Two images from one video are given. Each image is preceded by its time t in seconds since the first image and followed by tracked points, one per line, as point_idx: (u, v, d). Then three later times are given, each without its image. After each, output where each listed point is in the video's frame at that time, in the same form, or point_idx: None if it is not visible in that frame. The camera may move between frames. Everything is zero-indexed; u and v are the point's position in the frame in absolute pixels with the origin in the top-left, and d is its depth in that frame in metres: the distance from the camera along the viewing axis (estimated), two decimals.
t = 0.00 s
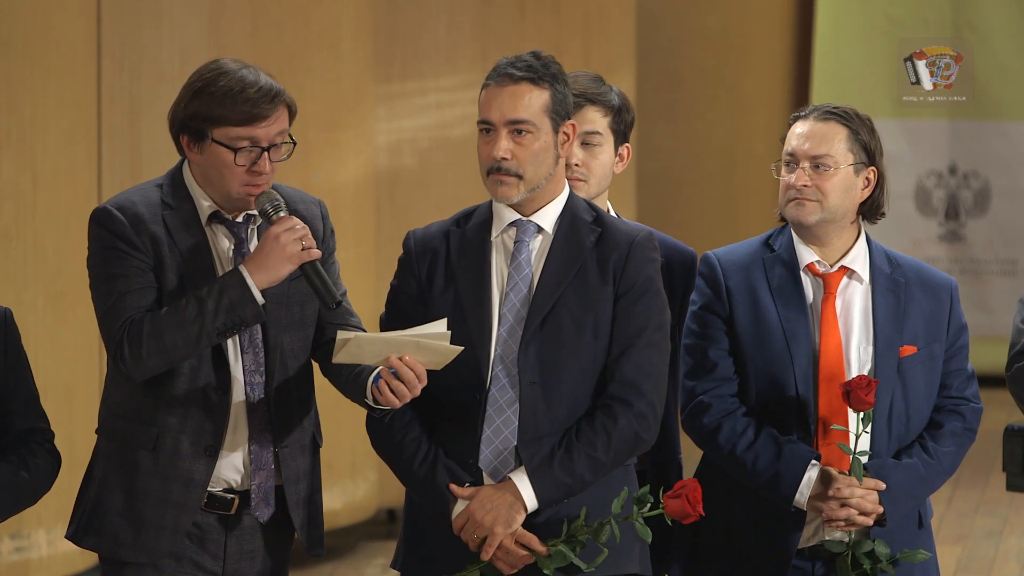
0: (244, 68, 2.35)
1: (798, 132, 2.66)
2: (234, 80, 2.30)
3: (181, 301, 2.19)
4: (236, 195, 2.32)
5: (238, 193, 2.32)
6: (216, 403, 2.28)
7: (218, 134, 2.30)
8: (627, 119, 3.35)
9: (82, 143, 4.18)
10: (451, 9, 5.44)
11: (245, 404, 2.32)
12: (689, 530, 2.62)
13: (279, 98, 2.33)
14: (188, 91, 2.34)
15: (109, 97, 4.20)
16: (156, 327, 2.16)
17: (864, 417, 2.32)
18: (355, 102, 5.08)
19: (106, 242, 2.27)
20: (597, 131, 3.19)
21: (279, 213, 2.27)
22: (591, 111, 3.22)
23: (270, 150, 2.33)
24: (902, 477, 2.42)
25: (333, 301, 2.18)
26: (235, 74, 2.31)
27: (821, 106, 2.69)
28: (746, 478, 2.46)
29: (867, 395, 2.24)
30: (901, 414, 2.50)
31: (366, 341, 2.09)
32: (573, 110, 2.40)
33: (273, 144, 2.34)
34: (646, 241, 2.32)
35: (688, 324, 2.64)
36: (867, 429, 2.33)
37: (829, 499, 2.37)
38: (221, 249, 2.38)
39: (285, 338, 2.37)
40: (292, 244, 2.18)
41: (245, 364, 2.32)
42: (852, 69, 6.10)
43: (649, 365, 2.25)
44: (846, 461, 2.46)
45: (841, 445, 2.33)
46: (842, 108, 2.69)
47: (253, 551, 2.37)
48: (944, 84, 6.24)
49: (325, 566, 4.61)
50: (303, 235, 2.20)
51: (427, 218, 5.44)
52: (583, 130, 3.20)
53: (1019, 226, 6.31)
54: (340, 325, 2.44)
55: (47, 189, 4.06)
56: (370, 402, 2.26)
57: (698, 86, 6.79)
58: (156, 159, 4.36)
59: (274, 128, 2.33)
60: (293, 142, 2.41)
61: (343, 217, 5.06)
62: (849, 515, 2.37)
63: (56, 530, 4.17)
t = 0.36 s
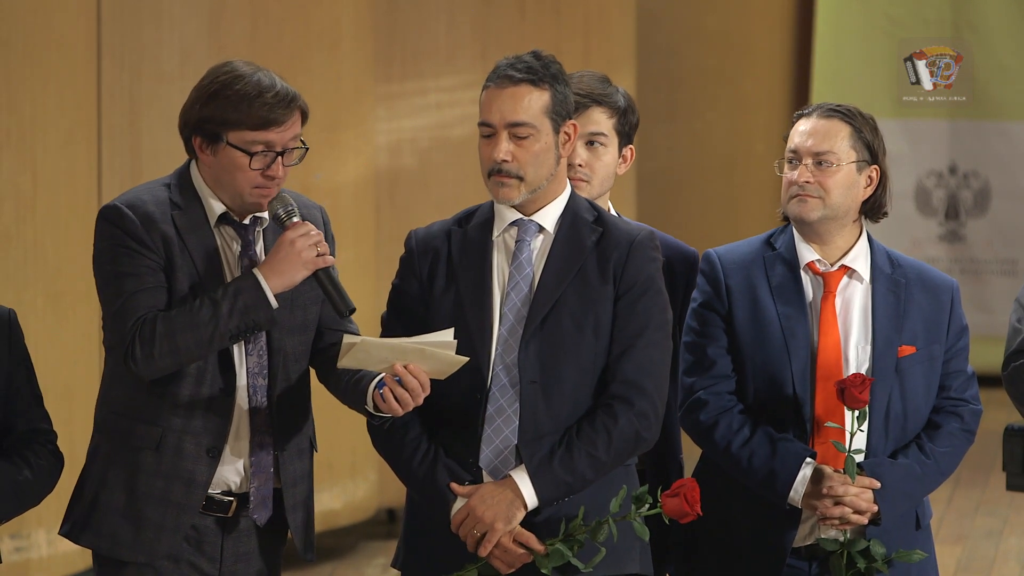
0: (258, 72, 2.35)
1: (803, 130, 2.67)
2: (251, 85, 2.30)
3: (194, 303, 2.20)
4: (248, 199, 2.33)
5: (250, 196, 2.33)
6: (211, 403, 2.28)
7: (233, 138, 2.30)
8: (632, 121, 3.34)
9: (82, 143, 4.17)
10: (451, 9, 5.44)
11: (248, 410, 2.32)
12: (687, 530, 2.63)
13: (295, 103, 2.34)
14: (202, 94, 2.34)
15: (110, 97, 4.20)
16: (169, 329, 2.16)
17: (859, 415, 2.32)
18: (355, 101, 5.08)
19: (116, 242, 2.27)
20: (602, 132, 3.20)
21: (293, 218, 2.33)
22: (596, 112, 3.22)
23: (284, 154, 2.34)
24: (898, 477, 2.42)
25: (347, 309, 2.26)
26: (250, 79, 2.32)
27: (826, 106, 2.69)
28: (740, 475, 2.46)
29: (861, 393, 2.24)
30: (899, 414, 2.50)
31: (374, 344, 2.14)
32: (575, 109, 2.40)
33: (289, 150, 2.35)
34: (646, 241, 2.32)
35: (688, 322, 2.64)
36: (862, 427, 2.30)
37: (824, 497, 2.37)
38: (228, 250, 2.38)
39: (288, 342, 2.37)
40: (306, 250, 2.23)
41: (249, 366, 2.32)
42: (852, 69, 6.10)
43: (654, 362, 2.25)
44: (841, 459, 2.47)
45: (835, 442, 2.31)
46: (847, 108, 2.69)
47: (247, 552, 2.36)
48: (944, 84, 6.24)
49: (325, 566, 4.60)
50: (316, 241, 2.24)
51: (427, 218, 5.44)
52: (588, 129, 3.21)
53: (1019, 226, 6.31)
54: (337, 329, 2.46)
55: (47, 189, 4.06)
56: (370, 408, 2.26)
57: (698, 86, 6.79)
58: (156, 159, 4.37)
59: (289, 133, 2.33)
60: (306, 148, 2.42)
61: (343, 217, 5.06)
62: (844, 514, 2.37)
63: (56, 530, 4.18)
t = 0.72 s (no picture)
0: (255, 70, 2.36)
1: (806, 129, 2.67)
2: (252, 84, 2.32)
3: (227, 310, 2.20)
4: (251, 197, 2.35)
5: (252, 193, 2.34)
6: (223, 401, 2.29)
7: (239, 137, 2.31)
8: (636, 122, 3.35)
9: (82, 144, 4.17)
10: (451, 9, 5.44)
11: (256, 418, 2.34)
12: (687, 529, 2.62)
13: (296, 101, 2.36)
14: (202, 93, 2.33)
15: (110, 97, 4.20)
16: (200, 333, 2.17)
17: (858, 411, 2.31)
18: (356, 101, 5.08)
19: (122, 244, 2.25)
20: (606, 133, 3.20)
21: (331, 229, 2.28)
22: (601, 113, 3.22)
23: (287, 151, 2.36)
24: (899, 476, 2.41)
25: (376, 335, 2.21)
26: (251, 77, 2.32)
27: (829, 105, 2.70)
28: (740, 473, 2.46)
29: (859, 389, 2.23)
30: (900, 413, 2.50)
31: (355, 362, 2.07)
32: (570, 111, 2.38)
33: (290, 144, 2.38)
34: (645, 238, 2.31)
35: (690, 321, 2.64)
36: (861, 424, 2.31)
37: (823, 495, 2.37)
38: (226, 249, 2.38)
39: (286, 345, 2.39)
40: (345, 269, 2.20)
41: (252, 366, 2.33)
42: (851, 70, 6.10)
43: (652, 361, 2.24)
44: (841, 457, 2.45)
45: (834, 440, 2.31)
46: (849, 107, 2.69)
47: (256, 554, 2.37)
48: (944, 84, 6.26)
49: (325, 566, 4.60)
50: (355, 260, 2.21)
51: (427, 218, 5.44)
52: (592, 130, 3.21)
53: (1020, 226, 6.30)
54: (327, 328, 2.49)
55: (47, 189, 4.06)
56: (358, 419, 2.31)
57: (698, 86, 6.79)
58: (156, 159, 4.36)
59: (289, 131, 2.35)
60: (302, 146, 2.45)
61: (343, 217, 5.06)
62: (843, 511, 2.37)
63: (56, 530, 4.17)
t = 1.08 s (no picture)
0: (258, 68, 2.36)
1: (814, 129, 2.67)
2: (257, 83, 2.32)
3: (273, 311, 2.20)
4: (253, 195, 2.35)
5: (255, 191, 2.35)
6: (240, 401, 2.29)
7: (244, 135, 2.32)
8: (633, 122, 3.35)
9: (83, 144, 4.15)
10: (451, 9, 5.45)
11: (257, 418, 2.35)
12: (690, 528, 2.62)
13: (299, 100, 2.37)
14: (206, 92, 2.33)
15: (110, 97, 4.20)
16: (243, 324, 2.16)
17: (867, 412, 2.32)
18: (356, 101, 5.08)
19: (140, 236, 2.24)
20: (605, 133, 3.19)
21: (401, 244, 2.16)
22: (599, 113, 3.21)
23: (290, 150, 2.37)
24: (906, 476, 2.42)
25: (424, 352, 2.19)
26: (255, 76, 2.33)
27: (838, 105, 2.69)
28: (745, 471, 2.46)
29: (868, 389, 2.24)
30: (905, 413, 2.50)
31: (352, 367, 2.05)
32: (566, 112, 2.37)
33: (293, 142, 2.39)
34: (640, 235, 2.27)
35: (696, 319, 2.63)
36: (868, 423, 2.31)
37: (829, 494, 2.36)
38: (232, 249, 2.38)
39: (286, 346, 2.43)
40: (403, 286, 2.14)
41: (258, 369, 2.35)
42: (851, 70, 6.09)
43: (628, 355, 2.18)
44: (847, 457, 2.45)
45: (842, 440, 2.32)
46: (858, 107, 2.69)
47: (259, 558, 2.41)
48: (944, 84, 6.20)
49: (325, 567, 4.60)
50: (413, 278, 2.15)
51: (426, 218, 5.44)
52: (592, 131, 3.20)
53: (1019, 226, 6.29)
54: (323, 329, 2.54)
55: (47, 189, 4.04)
56: (358, 420, 2.30)
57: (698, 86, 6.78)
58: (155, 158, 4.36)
59: (293, 129, 2.36)
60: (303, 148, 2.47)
61: (343, 217, 5.05)
62: (850, 511, 2.36)
63: (56, 529, 4.17)
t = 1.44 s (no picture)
0: (272, 72, 2.37)
1: (816, 130, 2.67)
2: (271, 87, 2.33)
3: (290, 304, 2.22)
4: (265, 197, 2.36)
5: (265, 195, 2.36)
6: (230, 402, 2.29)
7: (257, 139, 2.32)
8: (634, 121, 3.35)
9: (82, 144, 4.14)
10: (451, 9, 5.45)
11: (256, 415, 2.35)
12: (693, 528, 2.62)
13: (313, 107, 2.37)
14: (219, 94, 2.34)
15: (111, 97, 4.20)
16: (258, 315, 2.18)
17: (872, 412, 2.32)
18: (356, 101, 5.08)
19: (152, 228, 2.26)
20: (605, 132, 3.19)
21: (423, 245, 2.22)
22: (599, 112, 3.21)
23: (303, 155, 2.38)
24: (911, 476, 2.42)
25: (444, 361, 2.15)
26: (269, 80, 2.34)
27: (840, 105, 2.69)
28: (746, 469, 2.47)
29: (875, 388, 2.24)
30: (909, 412, 2.50)
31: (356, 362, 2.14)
32: (563, 113, 2.36)
33: (306, 147, 2.39)
34: (638, 233, 2.25)
35: (698, 319, 2.63)
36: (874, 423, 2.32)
37: (835, 494, 2.36)
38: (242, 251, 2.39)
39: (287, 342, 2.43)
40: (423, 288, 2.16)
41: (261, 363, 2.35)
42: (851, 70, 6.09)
43: (629, 352, 2.17)
44: (853, 456, 2.45)
45: (848, 438, 2.33)
46: (859, 107, 2.69)
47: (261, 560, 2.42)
48: (944, 84, 6.19)
49: (325, 567, 4.60)
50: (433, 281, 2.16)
51: (426, 218, 5.44)
52: (592, 130, 3.20)
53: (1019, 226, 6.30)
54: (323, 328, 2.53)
55: (47, 189, 4.04)
56: (360, 423, 2.28)
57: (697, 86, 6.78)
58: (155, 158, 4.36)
59: (306, 133, 2.37)
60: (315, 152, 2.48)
61: (343, 217, 5.05)
62: (856, 510, 2.36)
63: (55, 529, 4.17)
